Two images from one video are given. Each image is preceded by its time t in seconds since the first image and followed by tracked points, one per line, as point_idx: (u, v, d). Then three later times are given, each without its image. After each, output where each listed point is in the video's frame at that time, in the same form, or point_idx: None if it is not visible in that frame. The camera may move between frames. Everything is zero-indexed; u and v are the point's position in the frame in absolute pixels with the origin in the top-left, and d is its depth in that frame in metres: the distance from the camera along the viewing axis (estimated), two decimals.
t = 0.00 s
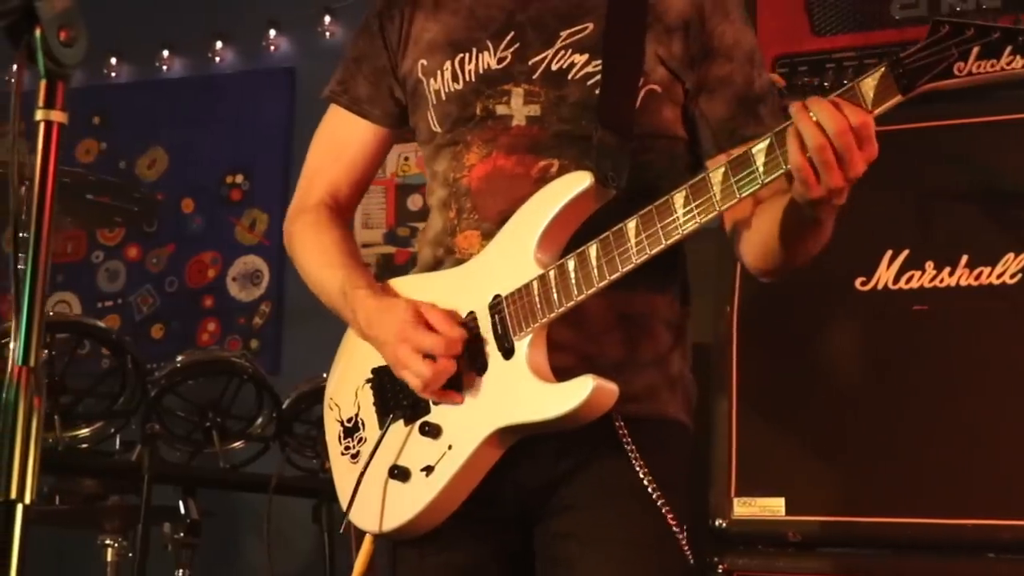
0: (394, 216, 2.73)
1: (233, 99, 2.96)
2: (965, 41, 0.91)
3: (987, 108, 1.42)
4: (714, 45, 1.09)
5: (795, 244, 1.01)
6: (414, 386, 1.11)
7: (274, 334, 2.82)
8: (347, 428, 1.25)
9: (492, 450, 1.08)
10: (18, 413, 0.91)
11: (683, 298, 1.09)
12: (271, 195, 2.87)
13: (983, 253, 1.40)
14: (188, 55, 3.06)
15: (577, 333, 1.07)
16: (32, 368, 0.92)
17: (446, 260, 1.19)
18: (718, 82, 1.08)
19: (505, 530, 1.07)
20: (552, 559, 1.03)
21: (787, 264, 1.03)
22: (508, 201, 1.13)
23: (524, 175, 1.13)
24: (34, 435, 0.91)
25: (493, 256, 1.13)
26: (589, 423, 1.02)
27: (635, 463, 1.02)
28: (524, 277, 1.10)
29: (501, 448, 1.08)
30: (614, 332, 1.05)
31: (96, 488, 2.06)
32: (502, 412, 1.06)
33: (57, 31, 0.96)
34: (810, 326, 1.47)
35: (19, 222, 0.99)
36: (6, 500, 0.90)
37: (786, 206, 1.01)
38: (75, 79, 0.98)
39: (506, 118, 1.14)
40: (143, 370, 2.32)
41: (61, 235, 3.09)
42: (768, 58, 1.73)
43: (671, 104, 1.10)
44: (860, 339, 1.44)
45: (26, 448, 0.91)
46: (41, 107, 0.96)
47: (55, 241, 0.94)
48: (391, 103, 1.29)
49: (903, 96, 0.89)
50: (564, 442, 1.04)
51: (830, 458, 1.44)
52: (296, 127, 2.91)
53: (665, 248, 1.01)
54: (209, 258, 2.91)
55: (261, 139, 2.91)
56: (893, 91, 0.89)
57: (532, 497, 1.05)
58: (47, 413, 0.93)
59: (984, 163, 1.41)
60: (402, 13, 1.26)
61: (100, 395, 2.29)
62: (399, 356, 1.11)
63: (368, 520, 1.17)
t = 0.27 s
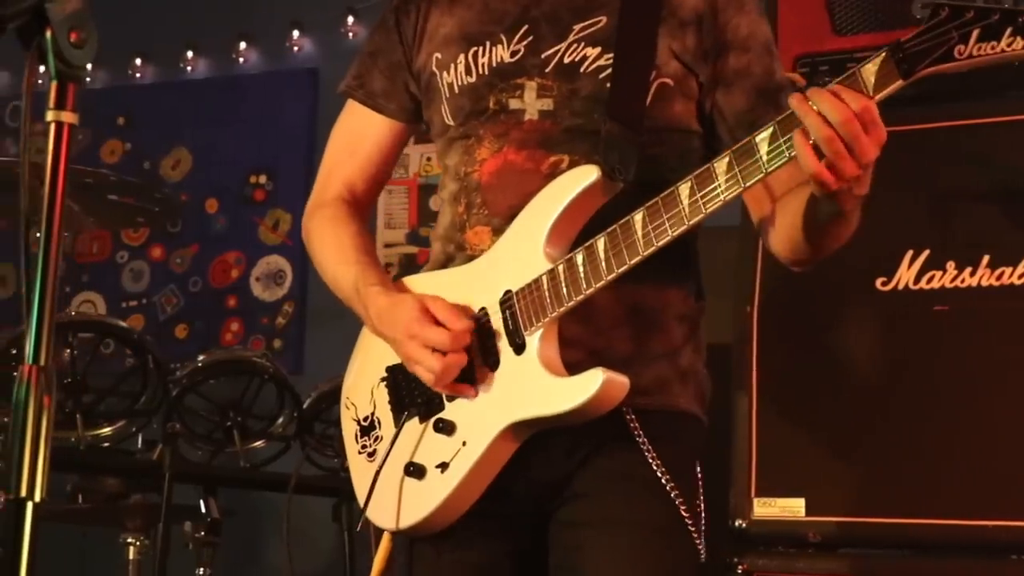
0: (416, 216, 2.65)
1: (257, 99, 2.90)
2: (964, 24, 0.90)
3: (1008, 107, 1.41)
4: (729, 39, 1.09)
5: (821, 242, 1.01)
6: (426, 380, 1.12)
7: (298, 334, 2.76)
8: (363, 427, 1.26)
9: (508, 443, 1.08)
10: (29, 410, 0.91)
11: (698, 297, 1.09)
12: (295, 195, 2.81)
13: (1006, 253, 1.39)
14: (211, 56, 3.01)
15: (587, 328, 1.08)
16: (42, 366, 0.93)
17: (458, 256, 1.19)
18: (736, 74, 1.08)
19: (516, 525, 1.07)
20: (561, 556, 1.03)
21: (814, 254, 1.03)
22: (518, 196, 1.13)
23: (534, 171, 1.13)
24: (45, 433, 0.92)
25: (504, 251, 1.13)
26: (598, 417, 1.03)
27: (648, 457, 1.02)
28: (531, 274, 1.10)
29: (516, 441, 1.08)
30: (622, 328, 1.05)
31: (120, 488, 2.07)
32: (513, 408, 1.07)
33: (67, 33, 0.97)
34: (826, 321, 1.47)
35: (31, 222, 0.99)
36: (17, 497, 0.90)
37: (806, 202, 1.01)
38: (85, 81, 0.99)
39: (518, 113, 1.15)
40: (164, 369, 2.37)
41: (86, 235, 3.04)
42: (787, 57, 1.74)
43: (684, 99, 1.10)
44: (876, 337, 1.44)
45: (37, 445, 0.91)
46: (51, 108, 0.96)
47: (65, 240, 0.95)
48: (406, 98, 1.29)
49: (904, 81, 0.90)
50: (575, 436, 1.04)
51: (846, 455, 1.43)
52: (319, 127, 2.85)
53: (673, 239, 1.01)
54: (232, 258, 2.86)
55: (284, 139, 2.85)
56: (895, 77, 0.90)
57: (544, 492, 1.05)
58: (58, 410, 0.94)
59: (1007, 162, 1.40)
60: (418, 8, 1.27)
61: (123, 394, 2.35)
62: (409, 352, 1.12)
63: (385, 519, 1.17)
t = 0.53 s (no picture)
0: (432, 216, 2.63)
1: (274, 98, 2.91)
2: (969, 23, 0.91)
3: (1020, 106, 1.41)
4: (741, 50, 1.09)
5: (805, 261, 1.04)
6: (423, 363, 1.14)
7: (314, 333, 2.76)
8: (366, 420, 1.28)
9: (506, 440, 1.10)
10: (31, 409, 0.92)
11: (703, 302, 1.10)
12: (312, 194, 2.81)
13: (1019, 253, 1.39)
14: (229, 56, 3.01)
15: (586, 325, 1.09)
16: (45, 365, 0.94)
17: (462, 252, 1.20)
18: (748, 85, 1.08)
19: (520, 523, 1.08)
20: (560, 554, 1.04)
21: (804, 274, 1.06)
22: (522, 193, 1.14)
23: (540, 168, 1.13)
24: (47, 432, 0.93)
25: (508, 246, 1.14)
26: (598, 412, 1.04)
27: (647, 455, 1.03)
28: (535, 266, 1.11)
29: (516, 437, 1.10)
30: (624, 328, 1.07)
31: (134, 486, 2.09)
32: (514, 402, 1.08)
33: (70, 34, 0.98)
34: (836, 320, 1.47)
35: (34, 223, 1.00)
36: (19, 495, 0.91)
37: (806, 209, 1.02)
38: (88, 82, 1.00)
39: (528, 114, 1.15)
40: (178, 368, 2.39)
41: (104, 234, 3.04)
42: (800, 54, 1.78)
43: (694, 102, 1.11)
44: (886, 338, 1.44)
45: (39, 443, 0.92)
46: (55, 108, 0.97)
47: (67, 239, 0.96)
48: (418, 99, 1.29)
49: (907, 80, 0.91)
50: (576, 432, 1.06)
51: (856, 456, 1.43)
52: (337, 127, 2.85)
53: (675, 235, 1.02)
54: (249, 258, 2.86)
55: (301, 139, 2.85)
56: (898, 75, 0.91)
57: (545, 487, 1.06)
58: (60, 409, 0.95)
59: (1020, 163, 1.40)
60: (431, 11, 1.27)
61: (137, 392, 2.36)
62: (406, 336, 1.14)
63: (386, 511, 1.19)
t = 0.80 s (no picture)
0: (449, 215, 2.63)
1: (293, 99, 2.90)
2: (974, 18, 0.90)
3: None
4: (745, 43, 1.09)
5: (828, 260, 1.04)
6: (429, 360, 1.14)
7: (333, 333, 2.76)
8: (374, 422, 1.29)
9: (515, 440, 1.10)
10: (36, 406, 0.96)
11: (709, 300, 1.10)
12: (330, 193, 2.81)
13: None
14: (248, 56, 3.02)
15: (593, 325, 1.10)
16: (52, 363, 0.97)
17: (468, 251, 1.21)
18: (753, 78, 1.08)
19: (529, 523, 1.09)
20: (567, 552, 1.05)
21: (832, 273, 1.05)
22: (527, 193, 1.15)
23: (543, 166, 1.14)
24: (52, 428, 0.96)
25: (513, 246, 1.15)
26: (607, 412, 1.05)
27: (654, 454, 1.04)
28: (541, 266, 1.12)
29: (525, 437, 1.10)
30: (628, 330, 1.08)
31: (153, 485, 2.10)
32: (523, 403, 1.08)
33: (76, 35, 1.00)
34: (849, 320, 1.47)
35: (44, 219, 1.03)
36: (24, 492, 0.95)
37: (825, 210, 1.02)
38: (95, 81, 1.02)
39: (531, 108, 1.16)
40: (195, 368, 2.40)
41: (124, 234, 3.06)
42: (817, 56, 1.80)
43: (698, 97, 1.11)
44: (899, 336, 1.44)
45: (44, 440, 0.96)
46: (62, 109, 0.99)
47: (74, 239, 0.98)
48: (422, 95, 1.32)
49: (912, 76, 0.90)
50: (584, 433, 1.06)
51: (868, 455, 1.43)
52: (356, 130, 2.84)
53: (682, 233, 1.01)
54: (268, 257, 2.86)
55: (319, 139, 2.85)
56: (903, 72, 0.90)
57: (552, 489, 1.07)
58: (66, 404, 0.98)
59: None
60: (437, 7, 1.29)
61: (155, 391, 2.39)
62: (408, 335, 1.15)
63: (396, 514, 1.19)
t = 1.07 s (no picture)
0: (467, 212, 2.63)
1: (310, 98, 2.91)
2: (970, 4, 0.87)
3: None
4: (752, 39, 1.10)
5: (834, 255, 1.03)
6: (428, 359, 1.15)
7: (351, 335, 2.76)
8: (380, 421, 1.30)
9: (517, 437, 1.11)
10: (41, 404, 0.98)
11: (715, 295, 1.11)
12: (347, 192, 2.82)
13: None
14: (266, 56, 3.03)
15: (597, 321, 1.10)
16: (56, 362, 0.99)
17: (475, 249, 1.22)
18: (759, 74, 1.08)
19: (534, 521, 1.10)
20: (572, 549, 1.06)
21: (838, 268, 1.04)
22: (532, 189, 1.15)
23: (549, 164, 1.14)
24: (57, 427, 0.98)
25: (517, 242, 1.15)
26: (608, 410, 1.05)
27: (657, 454, 1.04)
28: (543, 262, 1.12)
29: (529, 433, 1.11)
30: (630, 325, 1.08)
31: (168, 483, 2.12)
32: (524, 400, 1.09)
33: (82, 36, 1.03)
34: (861, 319, 1.47)
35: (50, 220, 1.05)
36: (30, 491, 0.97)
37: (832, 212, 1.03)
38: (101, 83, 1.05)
39: (536, 104, 1.16)
40: (211, 367, 2.40)
41: (143, 235, 3.07)
42: (832, 53, 1.83)
43: (704, 95, 1.12)
44: (911, 335, 1.43)
45: (49, 437, 0.98)
46: (68, 109, 1.02)
47: (79, 238, 1.01)
48: (429, 95, 1.33)
49: (909, 63, 0.90)
50: (587, 432, 1.06)
51: (880, 456, 1.43)
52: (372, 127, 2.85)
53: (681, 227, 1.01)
54: (286, 257, 2.87)
55: (337, 138, 2.86)
56: (899, 60, 0.90)
57: (555, 490, 1.07)
58: (72, 402, 1.00)
59: None
60: (444, 7, 1.30)
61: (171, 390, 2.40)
62: (411, 331, 1.16)
63: (400, 513, 1.20)
